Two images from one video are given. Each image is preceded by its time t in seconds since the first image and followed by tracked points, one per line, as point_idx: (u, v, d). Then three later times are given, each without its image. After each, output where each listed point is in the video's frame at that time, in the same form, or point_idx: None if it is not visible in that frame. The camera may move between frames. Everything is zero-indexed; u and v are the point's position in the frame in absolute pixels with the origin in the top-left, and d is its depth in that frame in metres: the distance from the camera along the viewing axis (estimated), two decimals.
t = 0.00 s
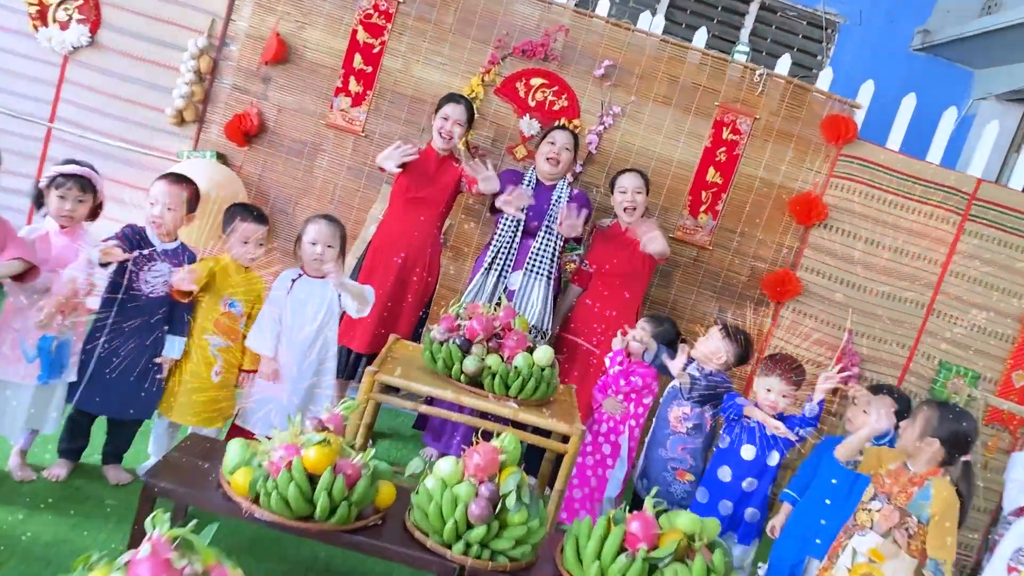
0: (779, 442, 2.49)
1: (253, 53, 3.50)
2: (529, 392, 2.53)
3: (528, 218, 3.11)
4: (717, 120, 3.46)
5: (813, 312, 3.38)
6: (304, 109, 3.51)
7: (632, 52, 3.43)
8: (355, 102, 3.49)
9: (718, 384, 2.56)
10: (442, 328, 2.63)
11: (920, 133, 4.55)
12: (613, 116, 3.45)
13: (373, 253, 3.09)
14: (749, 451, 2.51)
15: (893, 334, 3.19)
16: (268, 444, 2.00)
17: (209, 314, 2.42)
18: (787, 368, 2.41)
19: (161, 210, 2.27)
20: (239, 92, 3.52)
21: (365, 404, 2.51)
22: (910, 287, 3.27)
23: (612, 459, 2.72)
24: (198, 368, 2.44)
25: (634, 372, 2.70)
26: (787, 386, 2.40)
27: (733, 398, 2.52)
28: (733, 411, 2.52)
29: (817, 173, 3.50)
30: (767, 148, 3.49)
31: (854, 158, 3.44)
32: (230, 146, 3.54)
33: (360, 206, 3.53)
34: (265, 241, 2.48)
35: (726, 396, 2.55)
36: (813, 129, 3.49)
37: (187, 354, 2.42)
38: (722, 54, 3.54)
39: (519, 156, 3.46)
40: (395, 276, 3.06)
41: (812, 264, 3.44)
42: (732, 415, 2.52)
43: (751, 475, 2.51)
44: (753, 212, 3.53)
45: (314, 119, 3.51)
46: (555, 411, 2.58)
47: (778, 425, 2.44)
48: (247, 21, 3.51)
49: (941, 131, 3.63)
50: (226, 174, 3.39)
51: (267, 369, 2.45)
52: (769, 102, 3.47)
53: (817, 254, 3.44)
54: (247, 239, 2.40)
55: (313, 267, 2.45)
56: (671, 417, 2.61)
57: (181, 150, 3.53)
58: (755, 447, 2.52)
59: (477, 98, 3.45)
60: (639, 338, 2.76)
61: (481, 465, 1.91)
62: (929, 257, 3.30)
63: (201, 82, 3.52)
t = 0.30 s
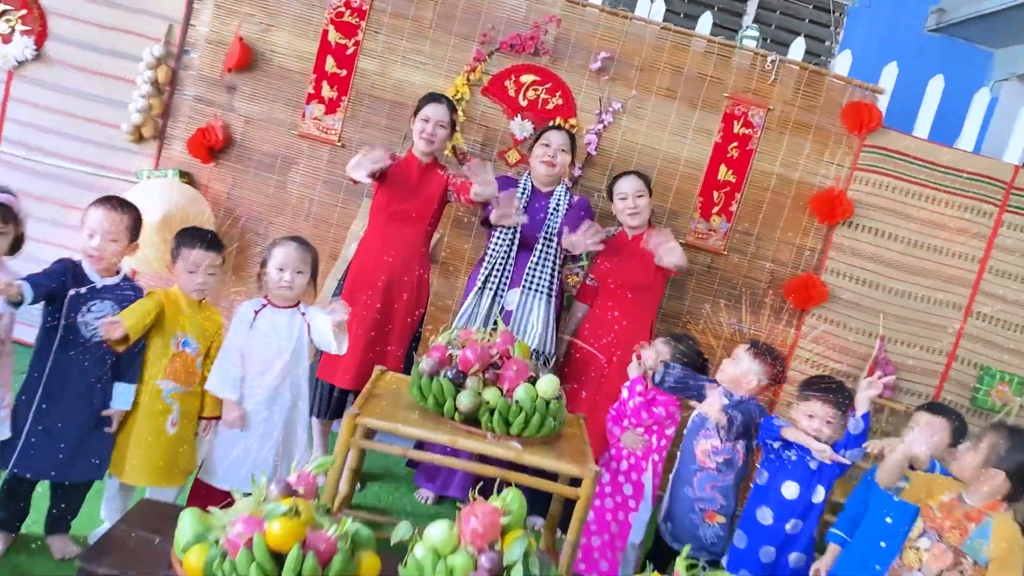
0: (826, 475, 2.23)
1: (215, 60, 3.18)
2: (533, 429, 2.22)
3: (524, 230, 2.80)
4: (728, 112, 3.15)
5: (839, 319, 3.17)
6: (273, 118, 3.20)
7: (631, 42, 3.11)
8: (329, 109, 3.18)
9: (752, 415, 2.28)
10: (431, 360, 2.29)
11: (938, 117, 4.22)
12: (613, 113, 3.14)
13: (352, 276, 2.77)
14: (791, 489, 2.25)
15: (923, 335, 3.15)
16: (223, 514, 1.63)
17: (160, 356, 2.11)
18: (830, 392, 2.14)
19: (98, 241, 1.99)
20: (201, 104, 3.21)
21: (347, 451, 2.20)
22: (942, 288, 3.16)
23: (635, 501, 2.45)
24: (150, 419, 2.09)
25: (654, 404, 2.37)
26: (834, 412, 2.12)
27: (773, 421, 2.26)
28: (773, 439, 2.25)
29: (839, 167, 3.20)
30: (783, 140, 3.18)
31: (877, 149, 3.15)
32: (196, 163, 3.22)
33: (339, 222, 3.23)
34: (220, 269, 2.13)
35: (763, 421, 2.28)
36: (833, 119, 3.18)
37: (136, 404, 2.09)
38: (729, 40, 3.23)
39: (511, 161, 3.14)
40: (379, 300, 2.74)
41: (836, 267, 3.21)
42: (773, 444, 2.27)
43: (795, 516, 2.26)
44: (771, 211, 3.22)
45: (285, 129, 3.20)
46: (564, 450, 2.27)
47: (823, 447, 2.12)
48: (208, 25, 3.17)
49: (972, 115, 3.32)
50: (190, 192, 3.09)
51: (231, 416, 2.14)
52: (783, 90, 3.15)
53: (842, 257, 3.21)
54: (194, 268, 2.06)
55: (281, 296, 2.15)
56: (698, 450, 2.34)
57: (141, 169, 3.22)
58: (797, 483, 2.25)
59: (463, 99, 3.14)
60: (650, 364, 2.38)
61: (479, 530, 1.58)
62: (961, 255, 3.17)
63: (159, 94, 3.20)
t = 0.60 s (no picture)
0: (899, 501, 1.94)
1: (179, 72, 2.89)
2: (555, 472, 1.91)
3: (530, 240, 2.50)
4: (747, 97, 2.85)
5: (883, 317, 2.92)
6: (246, 132, 2.90)
7: (635, 25, 2.81)
8: (306, 119, 2.88)
9: (804, 441, 1.99)
10: (433, 399, 1.99)
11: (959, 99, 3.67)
12: (620, 104, 2.84)
13: (340, 303, 2.47)
14: (859, 520, 1.96)
15: (975, 329, 2.92)
16: None
17: (115, 416, 1.82)
18: (904, 408, 1.91)
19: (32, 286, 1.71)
20: (167, 121, 2.92)
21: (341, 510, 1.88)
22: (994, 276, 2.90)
23: (679, 541, 2.17)
24: (108, 488, 1.81)
25: (700, 432, 2.15)
26: (899, 429, 1.91)
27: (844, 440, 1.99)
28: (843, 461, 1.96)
29: (871, 150, 2.89)
30: (809, 124, 2.88)
31: (914, 128, 2.85)
32: (165, 187, 2.93)
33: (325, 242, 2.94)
34: (180, 309, 1.85)
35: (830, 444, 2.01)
36: (862, 98, 2.87)
37: (91, 470, 1.81)
38: (742, 18, 2.93)
39: (511, 164, 2.85)
40: (372, 328, 2.43)
41: (875, 259, 2.90)
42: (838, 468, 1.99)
43: (865, 552, 1.95)
44: (800, 203, 2.91)
45: (260, 143, 2.90)
46: (593, 493, 1.96)
47: (912, 462, 1.82)
48: (169, 34, 2.88)
49: (1013, 86, 3.03)
50: (157, 219, 2.79)
51: (202, 478, 1.84)
52: (806, 69, 2.85)
53: (880, 248, 2.90)
54: (144, 308, 1.78)
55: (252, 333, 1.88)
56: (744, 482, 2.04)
57: (104, 197, 2.93)
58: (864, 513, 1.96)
59: (454, 98, 2.85)
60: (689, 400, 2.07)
61: None
62: (1012, 239, 2.89)
63: (120, 113, 2.91)
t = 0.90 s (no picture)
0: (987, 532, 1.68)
1: (136, 96, 2.63)
2: (587, 523, 1.64)
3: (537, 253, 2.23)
4: (763, 75, 2.57)
5: (931, 306, 2.64)
6: (215, 156, 2.64)
7: (634, 5, 2.54)
8: (279, 136, 2.62)
9: (874, 466, 1.71)
10: (440, 448, 1.71)
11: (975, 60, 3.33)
12: (624, 94, 2.56)
13: (328, 339, 2.20)
14: (943, 558, 1.68)
15: None
16: None
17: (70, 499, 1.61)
18: (982, 425, 1.64)
19: None
20: (127, 150, 2.65)
21: None
22: None
23: None
24: None
25: (751, 459, 1.87)
26: (978, 450, 1.64)
27: (907, 481, 1.74)
28: (911, 503, 1.72)
29: (905, 123, 2.61)
30: (833, 100, 2.61)
31: (950, 95, 2.59)
32: (131, 223, 2.67)
33: (311, 269, 2.67)
34: (134, 369, 1.66)
35: (894, 482, 1.76)
36: (890, 66, 2.60)
37: (50, 560, 1.61)
38: None
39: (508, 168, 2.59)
40: (366, 366, 2.16)
41: (917, 244, 2.63)
42: (909, 506, 1.73)
43: None
44: (830, 187, 2.64)
45: (231, 166, 2.64)
46: (634, 545, 1.69)
47: (990, 517, 1.59)
48: (122, 54, 2.62)
49: None
50: (122, 258, 2.52)
51: (173, 562, 1.61)
52: (826, 39, 2.58)
53: (922, 231, 2.63)
54: (89, 369, 1.58)
55: (216, 388, 1.69)
56: (807, 516, 1.76)
57: (65, 238, 2.66)
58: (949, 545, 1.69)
59: (440, 101, 2.58)
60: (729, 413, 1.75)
61: None
62: None
63: (75, 145, 2.64)
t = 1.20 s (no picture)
0: None
1: (91, 138, 2.41)
2: None
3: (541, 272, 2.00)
4: (771, 52, 2.34)
5: (977, 287, 2.40)
6: (181, 195, 2.41)
7: None
8: (249, 167, 2.39)
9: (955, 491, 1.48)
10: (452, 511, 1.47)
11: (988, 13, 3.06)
12: (620, 86, 2.34)
13: (319, 387, 1.98)
14: None
15: None
16: None
17: None
18: None
19: None
20: (86, 197, 2.43)
21: None
22: None
23: None
24: None
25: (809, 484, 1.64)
26: None
27: (984, 504, 1.52)
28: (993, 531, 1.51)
29: (929, 90, 2.38)
30: (849, 72, 2.38)
31: (977, 55, 2.34)
32: (97, 276, 2.45)
33: (297, 308, 2.45)
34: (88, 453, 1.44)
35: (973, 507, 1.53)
36: (908, 29, 2.37)
37: None
38: None
39: (502, 179, 2.36)
40: (361, 415, 1.94)
41: (956, 221, 2.39)
42: (992, 532, 1.51)
43: None
44: (854, 168, 2.41)
45: (199, 205, 2.41)
46: None
47: None
48: (71, 95, 2.40)
49: None
50: (87, 316, 2.30)
51: None
52: (835, 6, 2.35)
53: (960, 205, 2.39)
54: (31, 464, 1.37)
55: (186, 464, 1.48)
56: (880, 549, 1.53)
57: (27, 299, 2.44)
58: None
59: (420, 113, 2.36)
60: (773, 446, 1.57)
61: None
62: None
63: (29, 197, 2.43)
